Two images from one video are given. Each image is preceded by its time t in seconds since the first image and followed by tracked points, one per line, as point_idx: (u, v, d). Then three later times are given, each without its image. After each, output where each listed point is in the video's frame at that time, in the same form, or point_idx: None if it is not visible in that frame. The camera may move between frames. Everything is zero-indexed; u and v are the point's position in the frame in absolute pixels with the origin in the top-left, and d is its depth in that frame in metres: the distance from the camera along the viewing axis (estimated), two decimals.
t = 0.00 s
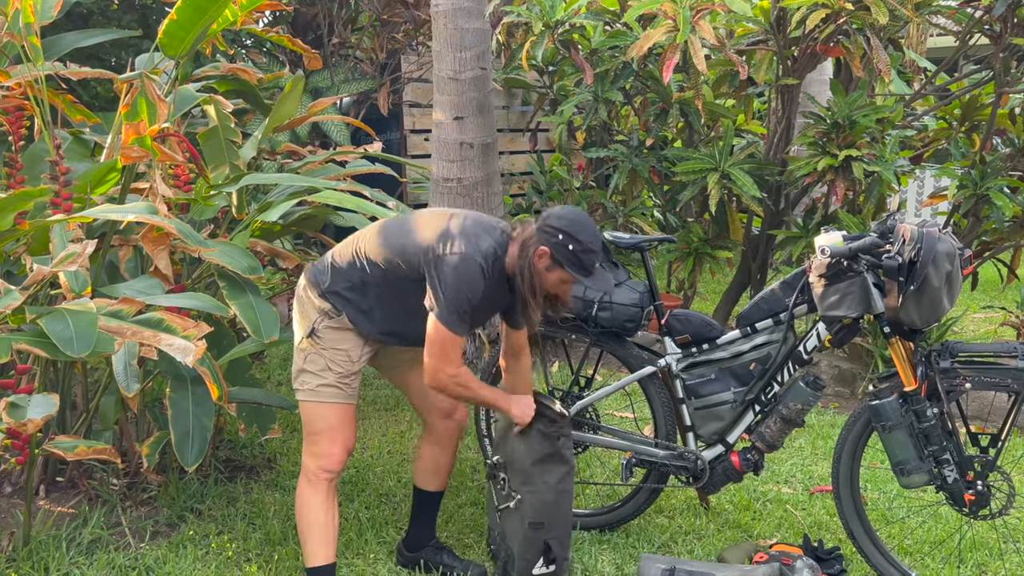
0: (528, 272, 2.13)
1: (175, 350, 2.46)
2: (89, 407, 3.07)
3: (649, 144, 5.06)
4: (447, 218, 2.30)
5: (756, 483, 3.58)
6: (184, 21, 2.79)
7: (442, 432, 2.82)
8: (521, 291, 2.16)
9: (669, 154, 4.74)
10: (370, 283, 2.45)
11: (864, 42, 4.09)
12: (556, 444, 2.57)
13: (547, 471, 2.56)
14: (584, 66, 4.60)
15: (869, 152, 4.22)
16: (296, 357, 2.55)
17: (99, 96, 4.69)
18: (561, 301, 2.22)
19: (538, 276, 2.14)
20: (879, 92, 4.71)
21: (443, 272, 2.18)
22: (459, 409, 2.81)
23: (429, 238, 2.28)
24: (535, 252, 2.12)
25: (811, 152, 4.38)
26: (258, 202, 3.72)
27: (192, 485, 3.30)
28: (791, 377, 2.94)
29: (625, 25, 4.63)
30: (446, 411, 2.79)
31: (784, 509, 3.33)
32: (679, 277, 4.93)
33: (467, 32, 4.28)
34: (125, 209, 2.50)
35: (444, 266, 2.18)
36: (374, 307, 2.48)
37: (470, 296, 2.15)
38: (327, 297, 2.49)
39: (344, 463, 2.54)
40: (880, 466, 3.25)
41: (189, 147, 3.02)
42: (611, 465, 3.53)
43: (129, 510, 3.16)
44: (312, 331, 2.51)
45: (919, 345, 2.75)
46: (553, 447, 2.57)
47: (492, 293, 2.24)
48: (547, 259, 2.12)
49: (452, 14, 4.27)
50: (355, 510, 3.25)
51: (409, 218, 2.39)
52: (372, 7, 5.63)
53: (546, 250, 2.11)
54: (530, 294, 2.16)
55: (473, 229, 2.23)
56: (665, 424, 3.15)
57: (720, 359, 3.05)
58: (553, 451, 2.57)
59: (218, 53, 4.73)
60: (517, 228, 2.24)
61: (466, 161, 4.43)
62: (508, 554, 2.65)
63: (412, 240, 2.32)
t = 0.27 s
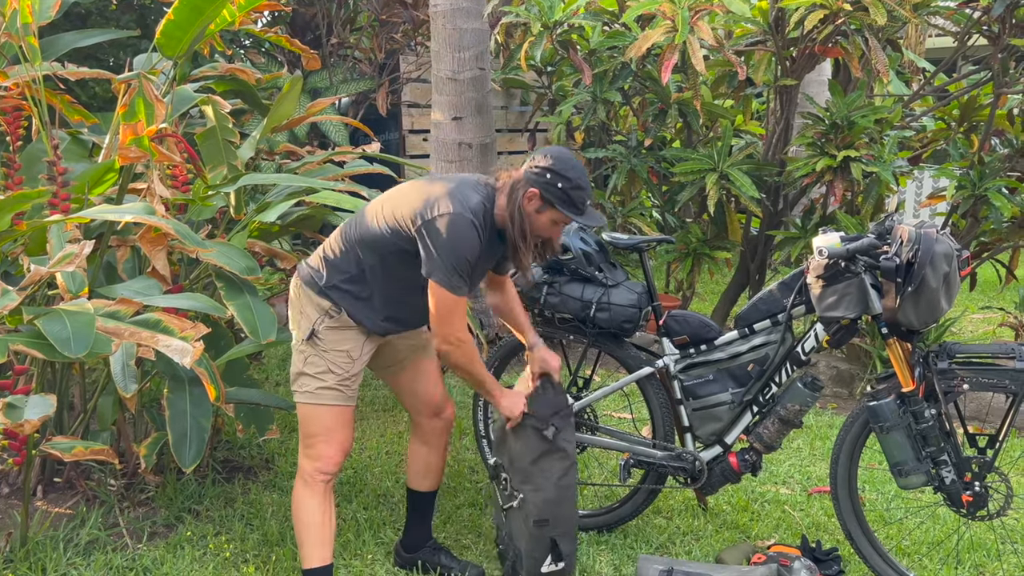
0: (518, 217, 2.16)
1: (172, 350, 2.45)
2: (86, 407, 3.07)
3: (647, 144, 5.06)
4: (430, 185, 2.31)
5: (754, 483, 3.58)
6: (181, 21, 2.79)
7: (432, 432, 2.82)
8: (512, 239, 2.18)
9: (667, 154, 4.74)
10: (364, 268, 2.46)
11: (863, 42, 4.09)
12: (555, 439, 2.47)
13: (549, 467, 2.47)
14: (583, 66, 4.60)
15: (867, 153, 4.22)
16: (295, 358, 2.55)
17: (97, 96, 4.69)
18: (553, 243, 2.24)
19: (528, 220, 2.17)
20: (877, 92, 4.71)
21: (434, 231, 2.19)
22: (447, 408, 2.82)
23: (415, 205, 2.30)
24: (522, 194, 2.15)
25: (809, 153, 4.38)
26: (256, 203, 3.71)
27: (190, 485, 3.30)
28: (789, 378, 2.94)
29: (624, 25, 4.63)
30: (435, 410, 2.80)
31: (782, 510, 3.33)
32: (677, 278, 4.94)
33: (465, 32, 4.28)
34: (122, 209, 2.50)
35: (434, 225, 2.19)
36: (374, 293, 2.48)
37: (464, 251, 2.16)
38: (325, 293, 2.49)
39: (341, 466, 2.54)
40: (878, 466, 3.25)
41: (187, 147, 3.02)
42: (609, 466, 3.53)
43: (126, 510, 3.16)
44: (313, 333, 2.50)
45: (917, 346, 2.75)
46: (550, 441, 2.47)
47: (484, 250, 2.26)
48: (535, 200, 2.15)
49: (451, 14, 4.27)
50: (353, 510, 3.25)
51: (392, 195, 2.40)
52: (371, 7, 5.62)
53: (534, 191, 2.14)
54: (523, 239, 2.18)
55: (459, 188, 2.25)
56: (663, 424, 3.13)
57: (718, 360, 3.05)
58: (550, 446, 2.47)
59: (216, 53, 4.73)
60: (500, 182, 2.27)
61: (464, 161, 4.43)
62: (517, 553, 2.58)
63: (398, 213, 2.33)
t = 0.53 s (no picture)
0: (489, 203, 2.19)
1: (166, 352, 2.44)
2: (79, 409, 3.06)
3: (644, 148, 5.05)
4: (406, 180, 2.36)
5: (749, 489, 3.58)
6: (178, 21, 2.78)
7: (438, 441, 2.81)
8: (486, 229, 2.21)
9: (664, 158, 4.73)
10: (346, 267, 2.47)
11: (861, 48, 4.08)
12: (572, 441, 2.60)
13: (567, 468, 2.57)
14: (581, 69, 4.60)
15: (864, 158, 4.22)
16: (292, 357, 2.55)
17: (93, 96, 4.67)
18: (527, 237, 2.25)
19: (501, 207, 2.20)
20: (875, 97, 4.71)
21: (411, 225, 2.17)
22: (453, 417, 2.80)
23: (387, 201, 2.28)
24: (497, 180, 2.19)
25: (806, 158, 4.38)
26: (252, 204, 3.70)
27: (183, 488, 3.28)
28: (786, 384, 2.92)
29: (622, 29, 4.63)
30: (440, 418, 2.79)
31: (778, 515, 3.33)
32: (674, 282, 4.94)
33: (463, 35, 4.27)
34: (117, 210, 2.48)
35: (411, 219, 2.18)
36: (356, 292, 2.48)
37: (418, 236, 2.17)
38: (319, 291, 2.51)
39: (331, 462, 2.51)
40: (873, 472, 3.25)
41: (183, 148, 3.01)
42: (605, 470, 3.51)
43: (119, 512, 3.15)
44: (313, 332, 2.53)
45: (913, 353, 2.74)
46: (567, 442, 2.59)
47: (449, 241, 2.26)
48: (509, 187, 2.19)
49: (449, 17, 4.26)
50: (347, 514, 3.24)
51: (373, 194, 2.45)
52: (369, 9, 5.62)
53: (507, 177, 2.18)
54: (494, 225, 2.20)
55: (434, 182, 2.29)
56: (659, 430, 3.15)
57: (715, 364, 3.03)
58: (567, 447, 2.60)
59: (213, 53, 4.72)
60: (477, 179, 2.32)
61: (461, 164, 4.42)
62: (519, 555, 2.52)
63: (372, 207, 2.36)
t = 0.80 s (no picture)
0: (494, 192, 2.20)
1: (166, 353, 2.44)
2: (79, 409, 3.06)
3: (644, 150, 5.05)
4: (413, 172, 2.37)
5: (749, 491, 3.58)
6: (179, 22, 2.78)
7: (437, 441, 2.81)
8: (492, 218, 2.22)
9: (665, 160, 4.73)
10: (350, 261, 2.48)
11: (861, 50, 4.09)
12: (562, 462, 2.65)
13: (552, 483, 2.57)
14: (581, 71, 4.60)
15: (864, 160, 4.23)
16: (295, 356, 2.55)
17: (94, 96, 4.67)
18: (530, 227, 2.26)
19: (506, 196, 2.21)
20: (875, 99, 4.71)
21: (417, 214, 2.18)
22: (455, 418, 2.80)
23: (392, 193, 2.28)
24: (502, 170, 2.20)
25: (807, 159, 4.38)
26: (252, 205, 3.70)
27: (183, 488, 3.28)
28: (785, 386, 2.93)
29: (622, 30, 4.63)
30: (442, 419, 2.78)
31: (777, 517, 3.32)
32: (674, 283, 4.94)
33: (464, 36, 4.27)
34: (117, 210, 2.48)
35: (418, 209, 2.18)
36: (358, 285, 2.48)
37: (424, 224, 2.18)
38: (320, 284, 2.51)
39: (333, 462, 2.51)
40: (873, 474, 3.25)
41: (184, 149, 3.01)
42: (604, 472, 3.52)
43: (118, 513, 3.14)
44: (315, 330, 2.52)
45: (913, 355, 2.74)
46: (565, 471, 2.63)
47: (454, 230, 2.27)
48: (515, 177, 2.20)
49: (450, 18, 4.26)
50: (346, 515, 3.24)
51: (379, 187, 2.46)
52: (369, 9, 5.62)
53: (514, 167, 2.19)
54: (499, 214, 2.21)
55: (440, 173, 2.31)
56: (659, 432, 3.13)
57: (715, 366, 3.04)
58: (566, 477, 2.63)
59: (213, 54, 4.72)
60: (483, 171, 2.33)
61: (462, 165, 4.43)
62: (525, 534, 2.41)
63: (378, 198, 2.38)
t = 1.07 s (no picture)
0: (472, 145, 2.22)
1: (167, 354, 2.44)
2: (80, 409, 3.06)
3: (646, 152, 5.05)
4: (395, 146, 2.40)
5: (750, 493, 3.57)
6: (181, 24, 2.79)
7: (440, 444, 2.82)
8: (476, 173, 2.23)
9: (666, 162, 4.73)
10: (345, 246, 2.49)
11: (863, 53, 4.08)
12: None
13: None
14: (583, 73, 4.60)
15: (866, 163, 4.22)
16: (303, 355, 2.56)
17: (96, 97, 4.68)
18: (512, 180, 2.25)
19: (483, 149, 2.21)
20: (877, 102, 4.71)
21: (401, 177, 2.19)
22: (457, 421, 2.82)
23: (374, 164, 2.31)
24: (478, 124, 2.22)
25: (808, 162, 4.38)
26: (254, 205, 3.71)
27: (183, 489, 3.28)
28: (787, 388, 2.92)
29: (624, 33, 4.63)
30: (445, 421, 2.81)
31: (778, 520, 3.32)
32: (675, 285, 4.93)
33: (466, 38, 4.28)
34: (118, 210, 2.49)
35: (396, 170, 2.20)
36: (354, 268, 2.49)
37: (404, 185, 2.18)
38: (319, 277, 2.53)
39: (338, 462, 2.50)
40: (874, 477, 3.25)
41: (185, 150, 3.01)
42: (605, 474, 3.52)
43: (118, 513, 3.14)
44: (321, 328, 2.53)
45: (914, 358, 2.74)
46: None
47: (437, 192, 2.27)
48: (492, 128, 2.21)
49: (451, 20, 4.26)
50: (347, 516, 3.23)
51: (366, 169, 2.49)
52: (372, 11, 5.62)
53: (490, 118, 2.20)
54: (477, 166, 2.22)
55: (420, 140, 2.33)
56: (660, 434, 3.13)
57: (716, 369, 3.04)
58: None
59: (215, 55, 4.72)
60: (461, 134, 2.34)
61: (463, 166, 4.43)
62: None
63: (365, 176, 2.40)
